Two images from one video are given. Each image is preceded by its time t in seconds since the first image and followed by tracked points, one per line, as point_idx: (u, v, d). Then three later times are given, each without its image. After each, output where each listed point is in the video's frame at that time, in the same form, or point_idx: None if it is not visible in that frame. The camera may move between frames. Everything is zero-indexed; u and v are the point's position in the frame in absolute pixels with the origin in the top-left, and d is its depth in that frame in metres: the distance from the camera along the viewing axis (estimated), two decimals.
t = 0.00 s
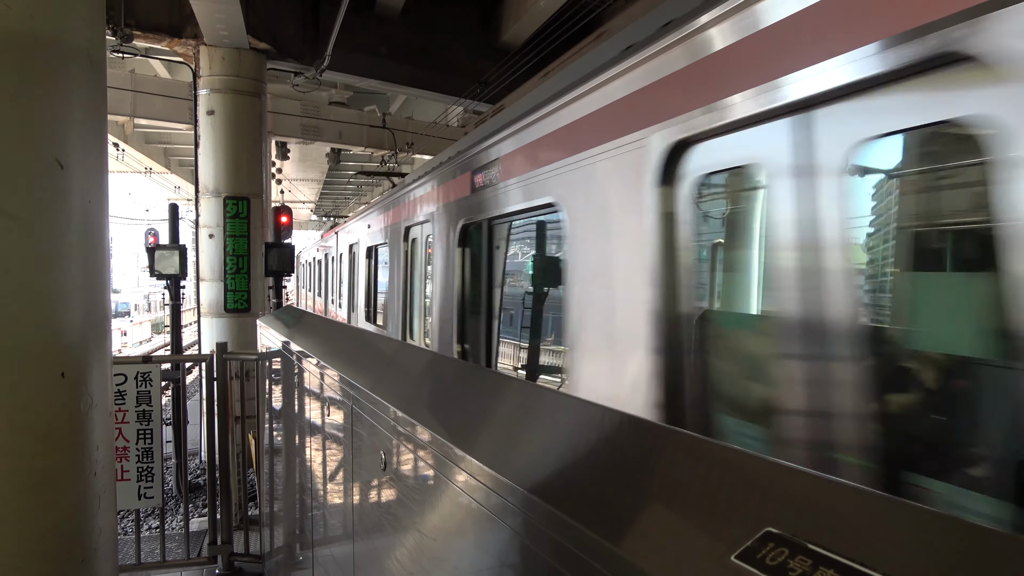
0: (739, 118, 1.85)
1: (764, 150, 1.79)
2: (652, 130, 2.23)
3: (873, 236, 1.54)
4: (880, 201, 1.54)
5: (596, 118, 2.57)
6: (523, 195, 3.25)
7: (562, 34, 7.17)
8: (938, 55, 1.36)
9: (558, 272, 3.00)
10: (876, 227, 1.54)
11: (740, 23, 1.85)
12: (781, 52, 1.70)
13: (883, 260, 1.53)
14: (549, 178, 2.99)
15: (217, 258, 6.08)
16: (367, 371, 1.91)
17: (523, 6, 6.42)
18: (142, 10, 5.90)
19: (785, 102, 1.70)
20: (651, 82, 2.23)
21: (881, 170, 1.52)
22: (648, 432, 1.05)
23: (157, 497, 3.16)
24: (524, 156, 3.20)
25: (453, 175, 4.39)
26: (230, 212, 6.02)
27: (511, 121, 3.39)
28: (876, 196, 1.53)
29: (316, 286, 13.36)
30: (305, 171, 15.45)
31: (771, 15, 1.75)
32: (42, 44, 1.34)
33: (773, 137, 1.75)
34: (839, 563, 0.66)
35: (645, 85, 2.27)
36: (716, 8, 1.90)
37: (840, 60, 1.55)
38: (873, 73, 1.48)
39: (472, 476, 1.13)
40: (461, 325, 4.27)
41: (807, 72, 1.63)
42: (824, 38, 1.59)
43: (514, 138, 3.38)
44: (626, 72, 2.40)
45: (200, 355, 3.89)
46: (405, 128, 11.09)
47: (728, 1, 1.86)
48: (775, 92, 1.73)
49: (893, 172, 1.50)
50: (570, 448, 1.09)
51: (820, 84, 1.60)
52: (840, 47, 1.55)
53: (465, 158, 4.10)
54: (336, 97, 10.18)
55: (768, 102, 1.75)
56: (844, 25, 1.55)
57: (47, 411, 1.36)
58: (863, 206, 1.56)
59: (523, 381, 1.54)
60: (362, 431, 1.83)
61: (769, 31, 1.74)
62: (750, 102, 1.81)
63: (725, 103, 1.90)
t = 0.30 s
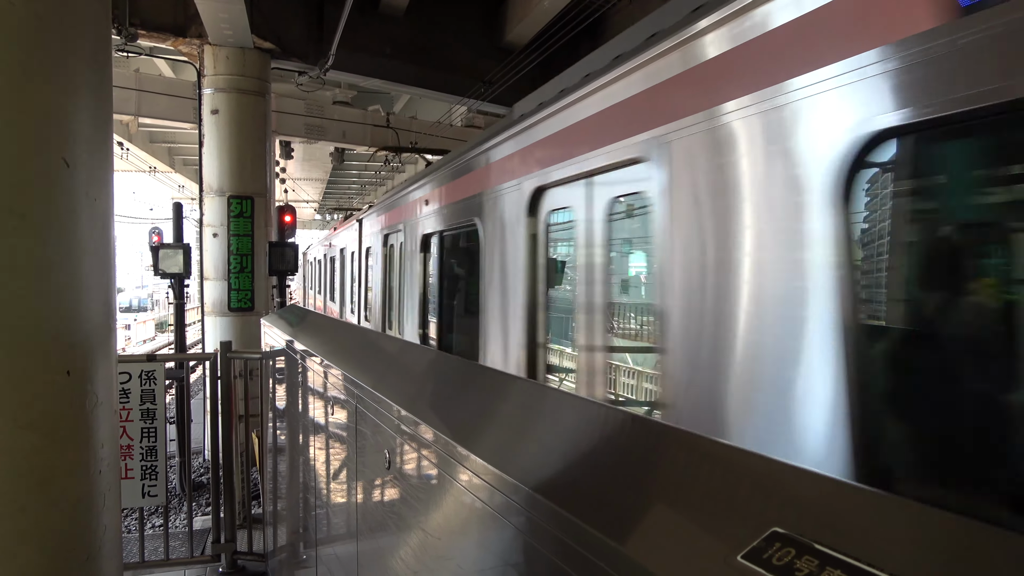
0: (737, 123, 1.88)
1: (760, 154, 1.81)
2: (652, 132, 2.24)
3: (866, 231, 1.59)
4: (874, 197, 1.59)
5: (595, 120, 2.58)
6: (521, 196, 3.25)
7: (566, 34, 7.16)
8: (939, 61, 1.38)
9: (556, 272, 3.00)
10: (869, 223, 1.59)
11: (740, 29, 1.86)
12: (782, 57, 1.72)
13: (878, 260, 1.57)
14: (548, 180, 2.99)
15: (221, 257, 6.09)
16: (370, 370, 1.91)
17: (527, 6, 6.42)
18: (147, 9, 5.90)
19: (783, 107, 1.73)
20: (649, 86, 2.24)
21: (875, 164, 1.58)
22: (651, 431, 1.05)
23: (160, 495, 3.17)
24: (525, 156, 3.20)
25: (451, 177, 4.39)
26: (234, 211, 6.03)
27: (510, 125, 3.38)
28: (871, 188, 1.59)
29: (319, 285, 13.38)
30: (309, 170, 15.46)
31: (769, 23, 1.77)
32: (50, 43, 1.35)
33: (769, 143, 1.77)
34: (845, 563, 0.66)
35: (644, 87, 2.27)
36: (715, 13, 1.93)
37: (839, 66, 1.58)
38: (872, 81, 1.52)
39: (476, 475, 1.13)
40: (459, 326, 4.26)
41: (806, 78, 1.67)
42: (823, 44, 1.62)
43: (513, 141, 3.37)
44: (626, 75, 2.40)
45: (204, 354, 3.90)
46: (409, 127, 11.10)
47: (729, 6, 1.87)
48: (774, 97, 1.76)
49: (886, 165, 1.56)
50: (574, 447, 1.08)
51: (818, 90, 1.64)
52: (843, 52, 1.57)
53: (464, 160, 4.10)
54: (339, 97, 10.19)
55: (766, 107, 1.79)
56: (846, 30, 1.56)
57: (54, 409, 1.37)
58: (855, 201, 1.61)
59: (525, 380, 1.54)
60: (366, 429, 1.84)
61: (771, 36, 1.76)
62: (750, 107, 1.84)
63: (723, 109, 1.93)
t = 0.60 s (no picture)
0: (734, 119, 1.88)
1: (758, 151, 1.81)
2: (650, 129, 2.24)
3: (864, 229, 1.64)
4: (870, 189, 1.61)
5: (595, 118, 2.57)
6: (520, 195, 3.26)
7: (570, 34, 7.16)
8: (932, 60, 1.36)
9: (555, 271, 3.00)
10: (868, 220, 1.63)
11: (738, 26, 1.86)
12: (779, 53, 1.71)
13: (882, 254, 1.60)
14: (547, 178, 2.99)
15: (225, 256, 6.10)
16: (373, 369, 1.92)
17: (531, 6, 6.42)
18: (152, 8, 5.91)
19: (778, 104, 1.73)
20: (648, 82, 2.24)
21: (871, 161, 1.58)
22: (653, 430, 1.05)
23: (164, 493, 3.18)
24: (525, 155, 3.19)
25: (451, 175, 4.39)
26: (238, 210, 6.04)
27: (509, 122, 3.37)
28: (867, 184, 1.61)
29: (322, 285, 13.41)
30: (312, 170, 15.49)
31: (765, 19, 1.76)
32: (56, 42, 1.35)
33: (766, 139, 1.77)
34: (852, 565, 0.65)
35: (644, 85, 2.27)
36: (714, 10, 1.91)
37: (833, 63, 1.57)
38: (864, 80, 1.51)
39: (479, 475, 1.13)
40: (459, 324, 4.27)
41: (801, 74, 1.65)
42: (819, 41, 1.61)
43: (513, 139, 3.37)
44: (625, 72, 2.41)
45: (208, 353, 3.91)
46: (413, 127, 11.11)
47: (726, 4, 1.87)
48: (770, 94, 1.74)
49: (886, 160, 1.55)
50: (578, 446, 1.08)
51: (812, 87, 1.63)
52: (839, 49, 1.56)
53: (464, 157, 4.10)
54: (343, 96, 10.20)
55: (763, 104, 1.77)
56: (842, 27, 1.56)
57: (59, 408, 1.37)
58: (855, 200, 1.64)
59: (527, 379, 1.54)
60: (369, 428, 1.84)
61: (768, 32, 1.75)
62: (748, 103, 1.83)
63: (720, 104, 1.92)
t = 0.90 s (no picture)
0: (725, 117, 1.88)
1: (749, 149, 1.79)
2: (647, 126, 2.24)
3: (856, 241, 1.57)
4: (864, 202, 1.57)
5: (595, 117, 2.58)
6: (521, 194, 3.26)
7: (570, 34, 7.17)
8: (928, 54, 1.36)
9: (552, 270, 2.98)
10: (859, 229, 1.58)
11: (734, 22, 1.86)
12: (775, 50, 1.71)
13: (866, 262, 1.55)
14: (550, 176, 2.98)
15: (226, 257, 6.10)
16: (374, 369, 1.92)
17: (531, 5, 6.42)
18: (152, 9, 5.92)
19: (771, 100, 1.72)
20: (644, 79, 2.25)
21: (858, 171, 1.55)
22: (655, 430, 1.05)
23: (166, 494, 3.18)
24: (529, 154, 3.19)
25: (457, 174, 4.39)
26: (239, 210, 6.04)
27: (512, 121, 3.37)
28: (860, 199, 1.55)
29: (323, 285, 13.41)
30: (313, 170, 15.50)
31: (762, 16, 1.77)
32: (57, 41, 1.35)
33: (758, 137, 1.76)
34: (855, 565, 0.65)
35: (642, 82, 2.27)
36: (705, 9, 1.93)
37: (828, 59, 1.57)
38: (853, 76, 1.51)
39: (480, 475, 1.13)
40: (465, 325, 4.29)
41: (795, 71, 1.66)
42: (813, 37, 1.61)
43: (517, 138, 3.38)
44: (622, 69, 2.42)
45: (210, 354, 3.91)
46: (413, 127, 11.10)
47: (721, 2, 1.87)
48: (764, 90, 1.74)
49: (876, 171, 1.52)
50: (579, 446, 1.08)
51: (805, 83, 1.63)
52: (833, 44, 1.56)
53: (468, 157, 4.11)
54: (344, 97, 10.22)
55: (756, 101, 1.78)
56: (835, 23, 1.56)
57: (60, 410, 1.37)
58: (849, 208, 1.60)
59: (528, 379, 1.54)
60: (370, 429, 1.84)
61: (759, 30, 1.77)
62: (740, 100, 1.83)
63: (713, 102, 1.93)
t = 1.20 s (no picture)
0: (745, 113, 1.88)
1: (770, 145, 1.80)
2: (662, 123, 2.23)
3: (886, 233, 1.61)
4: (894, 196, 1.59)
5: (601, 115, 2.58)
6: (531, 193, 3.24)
7: (568, 34, 7.17)
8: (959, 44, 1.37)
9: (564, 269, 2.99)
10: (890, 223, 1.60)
11: (748, 15, 1.87)
12: (791, 41, 1.72)
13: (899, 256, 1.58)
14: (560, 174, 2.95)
15: (224, 256, 6.09)
16: (372, 369, 1.91)
17: (530, 5, 6.42)
18: (151, 7, 5.91)
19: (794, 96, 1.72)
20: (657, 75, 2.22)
21: (887, 166, 1.58)
22: (653, 432, 1.05)
23: (163, 494, 3.17)
24: (534, 153, 3.20)
25: (458, 173, 4.40)
26: (237, 209, 6.03)
27: (519, 119, 3.37)
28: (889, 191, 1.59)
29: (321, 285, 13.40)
30: (311, 170, 15.49)
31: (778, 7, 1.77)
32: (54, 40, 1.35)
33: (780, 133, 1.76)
34: (849, 567, 0.65)
35: (650, 78, 2.28)
36: None
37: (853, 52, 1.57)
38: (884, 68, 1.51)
39: (477, 476, 1.13)
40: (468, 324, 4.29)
41: (818, 65, 1.65)
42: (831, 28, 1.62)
43: (521, 135, 3.37)
44: (632, 66, 2.40)
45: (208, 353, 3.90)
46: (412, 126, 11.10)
47: None
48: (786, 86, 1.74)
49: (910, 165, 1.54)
50: (576, 448, 1.08)
51: (829, 78, 1.63)
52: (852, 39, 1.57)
53: (471, 155, 4.10)
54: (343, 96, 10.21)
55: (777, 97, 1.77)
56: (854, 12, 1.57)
57: (56, 411, 1.36)
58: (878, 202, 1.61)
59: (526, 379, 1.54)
60: (367, 429, 1.84)
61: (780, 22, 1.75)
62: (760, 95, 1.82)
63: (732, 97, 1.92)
